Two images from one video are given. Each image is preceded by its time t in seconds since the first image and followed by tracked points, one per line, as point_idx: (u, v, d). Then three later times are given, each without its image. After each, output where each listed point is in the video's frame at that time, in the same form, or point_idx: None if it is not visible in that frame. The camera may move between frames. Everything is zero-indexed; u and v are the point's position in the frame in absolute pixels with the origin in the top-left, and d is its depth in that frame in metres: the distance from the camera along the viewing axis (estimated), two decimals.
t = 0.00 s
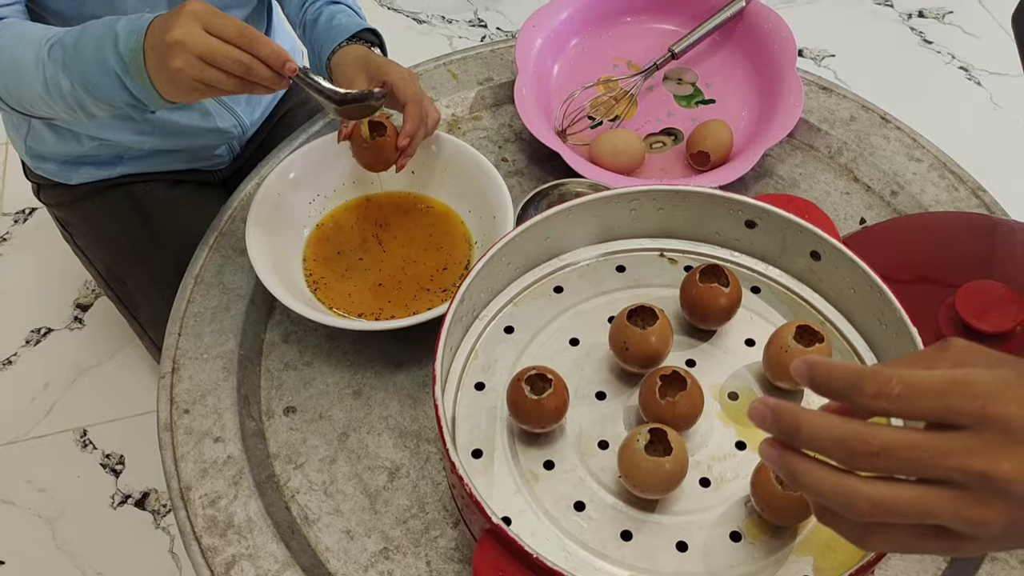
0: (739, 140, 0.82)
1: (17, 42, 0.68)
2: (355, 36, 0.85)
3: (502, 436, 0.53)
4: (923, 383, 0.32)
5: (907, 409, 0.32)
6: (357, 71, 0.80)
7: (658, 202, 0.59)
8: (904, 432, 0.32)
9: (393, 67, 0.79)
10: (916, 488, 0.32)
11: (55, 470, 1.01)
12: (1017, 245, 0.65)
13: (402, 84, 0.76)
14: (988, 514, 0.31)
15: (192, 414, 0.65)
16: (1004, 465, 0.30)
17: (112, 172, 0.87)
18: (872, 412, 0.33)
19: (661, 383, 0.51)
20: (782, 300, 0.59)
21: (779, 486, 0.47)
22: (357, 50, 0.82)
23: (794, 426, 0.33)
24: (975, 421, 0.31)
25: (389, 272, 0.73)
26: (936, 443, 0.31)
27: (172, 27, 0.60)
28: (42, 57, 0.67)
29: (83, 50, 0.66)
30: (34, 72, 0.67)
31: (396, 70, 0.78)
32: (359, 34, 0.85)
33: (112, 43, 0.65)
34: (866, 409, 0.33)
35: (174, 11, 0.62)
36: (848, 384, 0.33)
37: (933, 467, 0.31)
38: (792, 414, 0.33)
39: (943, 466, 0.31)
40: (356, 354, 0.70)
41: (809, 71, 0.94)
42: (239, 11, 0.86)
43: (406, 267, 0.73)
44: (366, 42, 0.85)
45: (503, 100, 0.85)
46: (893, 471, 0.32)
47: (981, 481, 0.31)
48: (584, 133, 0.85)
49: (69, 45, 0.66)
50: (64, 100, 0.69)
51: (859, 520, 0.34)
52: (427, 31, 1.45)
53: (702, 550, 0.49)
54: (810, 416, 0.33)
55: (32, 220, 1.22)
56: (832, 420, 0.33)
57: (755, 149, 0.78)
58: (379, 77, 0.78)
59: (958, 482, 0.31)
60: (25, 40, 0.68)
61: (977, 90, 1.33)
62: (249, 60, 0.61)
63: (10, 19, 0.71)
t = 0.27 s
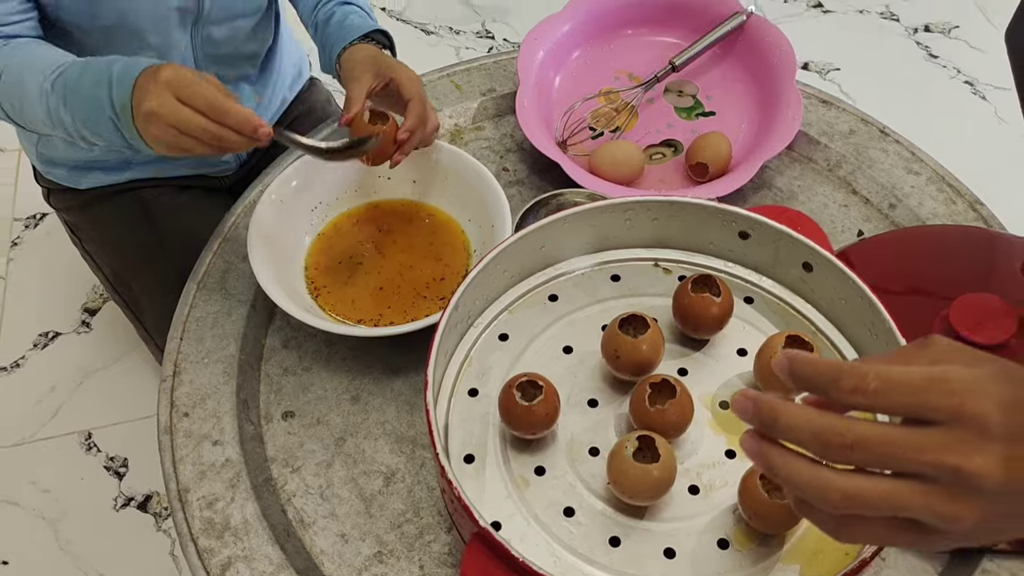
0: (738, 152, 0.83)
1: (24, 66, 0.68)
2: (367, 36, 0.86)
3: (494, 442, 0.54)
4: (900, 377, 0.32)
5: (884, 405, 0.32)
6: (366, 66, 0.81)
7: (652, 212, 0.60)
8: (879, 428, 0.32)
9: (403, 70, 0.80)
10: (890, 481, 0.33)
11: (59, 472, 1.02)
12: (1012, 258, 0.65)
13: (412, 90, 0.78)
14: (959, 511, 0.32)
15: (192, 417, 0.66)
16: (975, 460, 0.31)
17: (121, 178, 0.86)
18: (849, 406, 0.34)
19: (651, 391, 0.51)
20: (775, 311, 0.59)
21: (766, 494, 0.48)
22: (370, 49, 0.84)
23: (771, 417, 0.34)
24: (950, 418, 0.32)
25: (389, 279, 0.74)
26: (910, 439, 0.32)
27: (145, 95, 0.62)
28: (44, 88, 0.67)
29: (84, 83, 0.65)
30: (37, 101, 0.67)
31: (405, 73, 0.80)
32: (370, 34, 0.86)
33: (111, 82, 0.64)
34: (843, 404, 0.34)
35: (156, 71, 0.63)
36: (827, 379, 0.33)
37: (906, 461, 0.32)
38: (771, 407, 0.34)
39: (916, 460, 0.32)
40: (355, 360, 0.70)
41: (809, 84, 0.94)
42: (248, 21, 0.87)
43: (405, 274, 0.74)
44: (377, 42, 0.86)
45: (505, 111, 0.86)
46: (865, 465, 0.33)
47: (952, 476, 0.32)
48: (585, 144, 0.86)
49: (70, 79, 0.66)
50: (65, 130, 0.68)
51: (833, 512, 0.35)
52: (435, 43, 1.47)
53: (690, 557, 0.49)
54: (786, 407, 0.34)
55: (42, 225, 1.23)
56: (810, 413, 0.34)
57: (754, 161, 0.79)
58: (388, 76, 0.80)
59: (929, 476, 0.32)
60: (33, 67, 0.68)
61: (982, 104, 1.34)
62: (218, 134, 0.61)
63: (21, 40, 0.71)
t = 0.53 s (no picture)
0: (747, 164, 0.83)
1: (59, 92, 0.70)
2: (406, 6, 0.85)
3: (486, 441, 0.54)
4: (864, 348, 0.33)
5: (848, 372, 0.34)
6: (400, 35, 0.82)
7: (653, 219, 0.60)
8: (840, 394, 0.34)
9: (433, 36, 0.81)
10: (854, 449, 0.34)
11: (66, 460, 1.04)
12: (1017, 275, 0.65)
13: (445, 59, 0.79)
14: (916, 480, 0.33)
15: (192, 407, 0.67)
16: (931, 430, 0.32)
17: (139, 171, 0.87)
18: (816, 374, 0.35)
19: (642, 395, 0.51)
20: (773, 321, 0.59)
21: (753, 501, 0.48)
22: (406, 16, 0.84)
23: (746, 383, 0.35)
24: (907, 386, 0.33)
25: (394, 278, 0.74)
26: (870, 406, 0.33)
27: (189, 178, 0.66)
28: (77, 124, 0.69)
29: (124, 125, 0.68)
30: (69, 134, 0.70)
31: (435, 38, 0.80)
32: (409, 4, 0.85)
33: (152, 136, 0.67)
34: (812, 372, 0.35)
35: (197, 150, 0.67)
36: (797, 346, 0.35)
37: (863, 427, 0.33)
38: (746, 373, 0.36)
39: (877, 426, 0.32)
40: (356, 357, 0.71)
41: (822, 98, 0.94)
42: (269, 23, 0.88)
43: (411, 273, 0.75)
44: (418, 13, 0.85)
45: (516, 116, 0.87)
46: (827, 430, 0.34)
47: (910, 445, 0.32)
48: (594, 151, 0.86)
49: (105, 122, 0.68)
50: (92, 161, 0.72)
51: (797, 477, 0.35)
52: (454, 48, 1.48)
53: (675, 562, 0.49)
54: (761, 375, 0.35)
55: (61, 217, 1.25)
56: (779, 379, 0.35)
57: (761, 173, 0.79)
58: (418, 42, 0.81)
59: (891, 446, 0.33)
60: (68, 95, 0.70)
61: (1001, 125, 1.33)
62: (256, 219, 0.66)
63: (54, 59, 0.73)
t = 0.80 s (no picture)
0: (755, 181, 0.83)
1: (89, 127, 0.71)
2: None
3: (480, 448, 0.54)
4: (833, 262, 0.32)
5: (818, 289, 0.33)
6: (465, 25, 0.82)
7: (655, 232, 0.60)
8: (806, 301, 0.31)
9: (499, 27, 0.80)
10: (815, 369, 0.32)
11: (69, 453, 1.05)
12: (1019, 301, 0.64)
13: (507, 52, 0.78)
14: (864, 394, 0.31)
15: (192, 404, 0.68)
16: (881, 344, 0.30)
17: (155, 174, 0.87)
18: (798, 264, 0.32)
19: (637, 406, 0.51)
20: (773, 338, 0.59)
21: (744, 516, 0.47)
22: None
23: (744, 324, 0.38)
24: (871, 303, 0.31)
25: (397, 280, 0.75)
26: (835, 315, 0.31)
27: (226, 225, 0.67)
28: (105, 159, 0.71)
29: (153, 166, 0.70)
30: (97, 169, 0.72)
31: (501, 30, 0.79)
32: None
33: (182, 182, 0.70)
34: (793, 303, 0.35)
35: (230, 198, 0.68)
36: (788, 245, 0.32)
37: (820, 339, 0.31)
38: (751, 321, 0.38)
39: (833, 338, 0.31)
40: (357, 360, 0.71)
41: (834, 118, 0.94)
42: (291, 43, 0.88)
43: (414, 275, 0.75)
44: None
45: (526, 127, 0.87)
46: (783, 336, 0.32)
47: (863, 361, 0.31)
48: (602, 164, 0.86)
49: (133, 159, 0.70)
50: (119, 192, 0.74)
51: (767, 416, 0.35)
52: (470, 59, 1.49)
53: None
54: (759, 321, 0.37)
55: (75, 213, 1.27)
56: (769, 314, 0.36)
57: (769, 190, 0.79)
58: (483, 37, 0.80)
59: (846, 358, 0.31)
60: (99, 131, 0.71)
61: (1016, 152, 1.32)
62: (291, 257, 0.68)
63: (80, 92, 0.73)
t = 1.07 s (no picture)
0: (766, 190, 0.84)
1: (109, 165, 0.73)
2: (550, 13, 0.77)
3: (497, 449, 0.55)
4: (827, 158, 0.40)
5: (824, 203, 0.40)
6: (544, 54, 0.75)
7: (669, 237, 0.61)
8: (789, 134, 0.40)
9: (581, 56, 0.73)
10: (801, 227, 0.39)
11: (82, 455, 1.05)
12: None
13: (590, 88, 0.72)
14: (833, 208, 0.37)
15: (210, 404, 0.68)
16: (853, 155, 0.36)
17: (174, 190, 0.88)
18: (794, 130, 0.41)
19: (653, 409, 0.52)
20: (786, 343, 0.60)
21: (760, 518, 0.48)
22: (557, 24, 0.76)
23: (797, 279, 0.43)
24: (851, 128, 0.38)
25: (412, 282, 0.76)
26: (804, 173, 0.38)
27: (258, 257, 0.68)
28: (128, 197, 0.73)
29: (178, 202, 0.73)
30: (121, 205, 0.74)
31: (585, 59, 0.73)
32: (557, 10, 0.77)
33: (208, 216, 0.72)
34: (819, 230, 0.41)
35: (259, 230, 0.69)
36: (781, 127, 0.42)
37: (792, 159, 0.39)
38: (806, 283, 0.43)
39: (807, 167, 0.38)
40: (371, 363, 0.72)
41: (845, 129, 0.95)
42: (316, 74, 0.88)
43: (429, 278, 0.76)
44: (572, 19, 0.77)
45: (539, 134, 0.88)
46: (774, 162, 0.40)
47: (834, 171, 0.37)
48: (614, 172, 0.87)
49: (157, 197, 0.73)
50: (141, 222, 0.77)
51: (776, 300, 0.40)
52: (481, 69, 1.50)
53: None
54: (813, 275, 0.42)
55: (89, 217, 1.28)
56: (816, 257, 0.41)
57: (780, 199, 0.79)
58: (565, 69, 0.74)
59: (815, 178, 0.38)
60: (119, 169, 0.73)
61: None
62: (324, 282, 0.70)
63: (99, 133, 0.74)
